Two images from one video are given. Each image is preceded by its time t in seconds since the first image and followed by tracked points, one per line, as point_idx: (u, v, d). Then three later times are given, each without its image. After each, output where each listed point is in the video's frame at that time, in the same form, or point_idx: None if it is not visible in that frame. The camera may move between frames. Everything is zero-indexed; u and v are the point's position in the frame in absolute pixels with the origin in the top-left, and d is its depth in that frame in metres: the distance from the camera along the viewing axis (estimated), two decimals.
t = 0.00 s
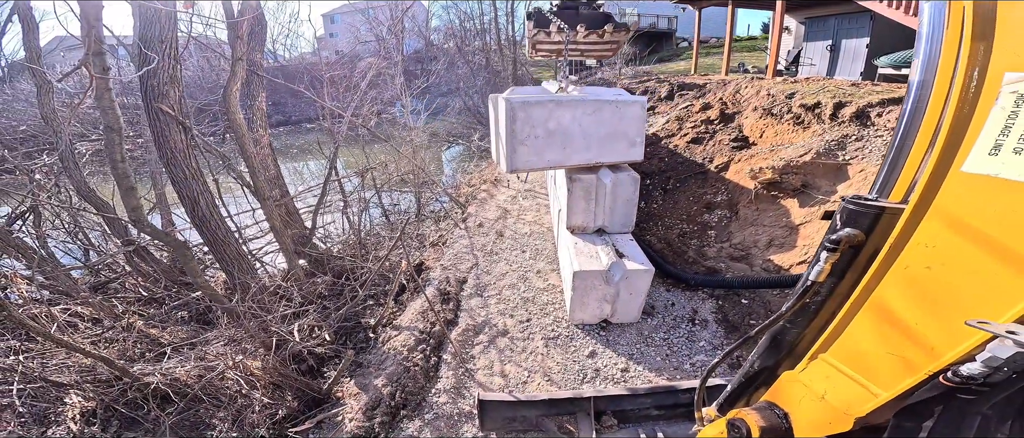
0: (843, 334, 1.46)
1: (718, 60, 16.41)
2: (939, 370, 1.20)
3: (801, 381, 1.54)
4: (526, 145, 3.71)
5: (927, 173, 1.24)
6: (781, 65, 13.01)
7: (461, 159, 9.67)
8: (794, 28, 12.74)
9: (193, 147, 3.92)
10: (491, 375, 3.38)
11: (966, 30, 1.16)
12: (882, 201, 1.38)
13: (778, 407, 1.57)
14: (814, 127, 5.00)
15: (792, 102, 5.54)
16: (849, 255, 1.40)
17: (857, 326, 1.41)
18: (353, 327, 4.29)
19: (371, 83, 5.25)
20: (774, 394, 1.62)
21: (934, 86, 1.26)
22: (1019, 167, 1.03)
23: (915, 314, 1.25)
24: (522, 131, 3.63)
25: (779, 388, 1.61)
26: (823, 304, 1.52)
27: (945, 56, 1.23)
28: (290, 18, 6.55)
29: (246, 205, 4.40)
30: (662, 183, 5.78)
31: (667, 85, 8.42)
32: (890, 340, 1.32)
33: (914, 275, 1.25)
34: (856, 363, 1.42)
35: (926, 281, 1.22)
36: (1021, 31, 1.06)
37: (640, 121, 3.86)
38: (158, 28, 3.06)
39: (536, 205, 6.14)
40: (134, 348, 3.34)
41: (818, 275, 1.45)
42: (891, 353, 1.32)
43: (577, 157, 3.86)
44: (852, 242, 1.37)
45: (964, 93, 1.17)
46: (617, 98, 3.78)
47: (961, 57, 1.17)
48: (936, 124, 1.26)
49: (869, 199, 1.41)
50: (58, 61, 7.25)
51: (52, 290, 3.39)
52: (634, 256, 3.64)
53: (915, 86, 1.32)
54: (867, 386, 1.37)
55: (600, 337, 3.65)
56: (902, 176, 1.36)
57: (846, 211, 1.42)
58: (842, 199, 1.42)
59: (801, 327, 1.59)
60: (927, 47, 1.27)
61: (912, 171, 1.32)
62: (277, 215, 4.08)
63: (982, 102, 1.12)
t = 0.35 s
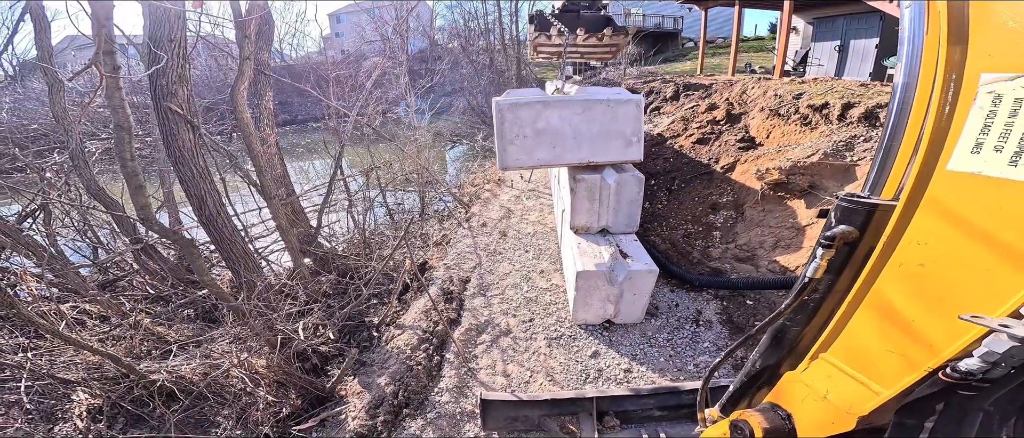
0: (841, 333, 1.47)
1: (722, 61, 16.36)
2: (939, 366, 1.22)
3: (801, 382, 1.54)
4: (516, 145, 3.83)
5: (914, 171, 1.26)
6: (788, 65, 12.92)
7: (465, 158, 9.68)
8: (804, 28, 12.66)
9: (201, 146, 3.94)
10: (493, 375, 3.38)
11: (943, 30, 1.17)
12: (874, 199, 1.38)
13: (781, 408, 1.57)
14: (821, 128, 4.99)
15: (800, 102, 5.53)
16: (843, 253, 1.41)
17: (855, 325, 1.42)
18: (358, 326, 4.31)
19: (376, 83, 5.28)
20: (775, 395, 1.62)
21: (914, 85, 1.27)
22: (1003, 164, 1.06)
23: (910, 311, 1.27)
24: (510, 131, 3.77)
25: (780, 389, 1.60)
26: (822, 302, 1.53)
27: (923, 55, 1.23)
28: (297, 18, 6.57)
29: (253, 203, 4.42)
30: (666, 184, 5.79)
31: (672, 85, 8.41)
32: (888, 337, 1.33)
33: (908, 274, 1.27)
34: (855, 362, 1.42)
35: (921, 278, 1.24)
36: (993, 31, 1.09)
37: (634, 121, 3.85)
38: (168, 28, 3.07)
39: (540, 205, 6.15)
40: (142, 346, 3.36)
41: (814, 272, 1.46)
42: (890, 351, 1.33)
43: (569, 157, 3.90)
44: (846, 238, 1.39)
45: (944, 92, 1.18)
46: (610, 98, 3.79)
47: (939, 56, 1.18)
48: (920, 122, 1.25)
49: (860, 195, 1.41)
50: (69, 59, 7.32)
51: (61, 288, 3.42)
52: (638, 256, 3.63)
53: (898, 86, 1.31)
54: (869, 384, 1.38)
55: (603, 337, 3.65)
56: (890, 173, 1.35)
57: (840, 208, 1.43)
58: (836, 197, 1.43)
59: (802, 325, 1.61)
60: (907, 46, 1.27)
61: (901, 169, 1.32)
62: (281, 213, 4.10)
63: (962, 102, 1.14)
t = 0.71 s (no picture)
0: (841, 333, 1.47)
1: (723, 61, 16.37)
2: (939, 364, 1.21)
3: (802, 383, 1.52)
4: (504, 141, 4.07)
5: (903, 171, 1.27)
6: (790, 65, 12.92)
7: (466, 158, 9.69)
8: (805, 28, 12.66)
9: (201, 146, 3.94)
10: (493, 375, 3.38)
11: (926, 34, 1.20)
12: (868, 197, 1.39)
13: (785, 409, 1.54)
14: (822, 128, 4.98)
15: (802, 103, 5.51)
16: (840, 251, 1.42)
17: (855, 324, 1.42)
18: (358, 326, 4.31)
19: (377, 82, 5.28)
20: (776, 397, 1.60)
21: (901, 88, 1.30)
22: (988, 162, 1.10)
23: (908, 309, 1.27)
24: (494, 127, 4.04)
25: (782, 390, 1.58)
26: (823, 299, 1.53)
27: (909, 59, 1.28)
28: (298, 18, 6.58)
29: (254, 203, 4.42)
30: (667, 184, 5.79)
31: (673, 85, 8.41)
32: (887, 336, 1.33)
33: (904, 272, 1.28)
34: (856, 361, 1.42)
35: (918, 276, 1.24)
36: (972, 37, 1.14)
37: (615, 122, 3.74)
38: (168, 28, 3.07)
39: (540, 205, 6.15)
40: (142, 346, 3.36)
41: (814, 270, 1.47)
42: (890, 349, 1.33)
43: (552, 156, 3.99)
44: (843, 237, 1.39)
45: (930, 94, 1.21)
46: (591, 98, 3.76)
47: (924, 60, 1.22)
48: (909, 123, 1.29)
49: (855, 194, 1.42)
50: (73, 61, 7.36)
51: (62, 287, 3.42)
52: (638, 257, 3.62)
53: (887, 89, 1.35)
54: (871, 384, 1.37)
55: (603, 338, 3.64)
56: (884, 172, 1.37)
57: (836, 206, 1.43)
58: (832, 196, 1.43)
59: (802, 323, 1.61)
60: (896, 51, 1.32)
61: (893, 168, 1.34)
62: (281, 212, 4.10)
63: (945, 103, 1.17)
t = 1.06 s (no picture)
0: (854, 337, 1.45)
1: (724, 62, 16.35)
2: (956, 370, 1.19)
3: (814, 387, 1.50)
4: (517, 123, 5.10)
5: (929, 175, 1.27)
6: (790, 65, 12.88)
7: (465, 158, 9.68)
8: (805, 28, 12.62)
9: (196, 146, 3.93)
10: (490, 377, 3.36)
11: (957, 43, 1.23)
12: (891, 200, 1.39)
13: (794, 414, 1.53)
14: (822, 128, 4.96)
15: (801, 103, 5.49)
16: (861, 254, 1.41)
17: (869, 329, 1.39)
18: (355, 327, 4.30)
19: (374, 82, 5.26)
20: (788, 401, 1.57)
21: (931, 92, 1.32)
22: (1016, 164, 1.09)
23: (928, 313, 1.25)
24: (513, 111, 5.10)
25: (795, 394, 1.56)
26: (839, 303, 1.50)
27: (939, 63, 1.30)
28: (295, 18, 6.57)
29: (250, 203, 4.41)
30: (666, 185, 5.77)
31: (672, 85, 8.38)
32: (904, 341, 1.31)
33: (927, 277, 1.25)
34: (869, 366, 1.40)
35: (939, 280, 1.22)
36: (1002, 38, 1.15)
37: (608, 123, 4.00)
38: (161, 28, 3.06)
39: (539, 205, 6.13)
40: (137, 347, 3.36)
41: (830, 273, 1.44)
42: (906, 355, 1.30)
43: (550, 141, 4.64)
44: (862, 240, 1.37)
45: (959, 97, 1.23)
46: (592, 98, 4.15)
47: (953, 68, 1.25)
48: (936, 127, 1.30)
49: (877, 197, 1.42)
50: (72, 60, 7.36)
51: (56, 289, 3.41)
52: (636, 258, 3.60)
53: (914, 93, 1.36)
54: (885, 390, 1.34)
55: (601, 340, 3.62)
56: (908, 176, 1.38)
57: (855, 210, 1.43)
58: (852, 198, 1.43)
59: (817, 327, 1.56)
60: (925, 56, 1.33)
61: (919, 171, 1.35)
62: (277, 212, 4.09)
63: (974, 106, 1.18)
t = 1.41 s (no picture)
0: (853, 337, 1.45)
1: (724, 61, 16.36)
2: (956, 370, 1.19)
3: (813, 386, 1.50)
4: (532, 129, 5.34)
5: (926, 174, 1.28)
6: (792, 65, 12.90)
7: (465, 158, 9.69)
8: (806, 28, 12.63)
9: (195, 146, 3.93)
10: (489, 377, 3.36)
11: (949, 41, 1.22)
12: (888, 200, 1.39)
13: (795, 414, 1.51)
14: (822, 128, 4.95)
15: (800, 102, 5.48)
16: (859, 253, 1.41)
17: (869, 328, 1.39)
18: (355, 327, 4.30)
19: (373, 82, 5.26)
20: (786, 400, 1.57)
21: (926, 91, 1.31)
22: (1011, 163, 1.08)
23: (927, 313, 1.26)
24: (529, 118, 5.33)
25: (795, 395, 1.54)
26: (838, 302, 1.51)
27: (933, 63, 1.28)
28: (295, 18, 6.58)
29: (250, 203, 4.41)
30: (666, 185, 5.77)
31: (672, 85, 8.39)
32: (903, 340, 1.31)
33: (926, 276, 1.25)
34: (869, 365, 1.40)
35: (939, 279, 1.22)
36: (994, 38, 1.13)
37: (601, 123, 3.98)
38: (160, 28, 3.06)
39: (539, 205, 6.13)
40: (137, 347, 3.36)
41: (829, 273, 1.45)
42: (906, 354, 1.31)
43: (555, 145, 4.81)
44: (860, 240, 1.39)
45: (953, 96, 1.22)
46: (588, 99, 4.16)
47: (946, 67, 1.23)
48: (932, 127, 1.29)
49: (875, 197, 1.42)
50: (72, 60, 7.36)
51: (56, 289, 3.41)
52: (636, 258, 3.59)
53: (910, 93, 1.36)
54: (885, 389, 1.34)
55: (601, 339, 3.62)
56: (906, 176, 1.38)
57: (854, 209, 1.43)
58: (851, 199, 1.44)
59: (816, 327, 1.58)
60: (919, 55, 1.32)
61: (915, 170, 1.35)
62: (277, 212, 4.09)
63: (969, 105, 1.17)
